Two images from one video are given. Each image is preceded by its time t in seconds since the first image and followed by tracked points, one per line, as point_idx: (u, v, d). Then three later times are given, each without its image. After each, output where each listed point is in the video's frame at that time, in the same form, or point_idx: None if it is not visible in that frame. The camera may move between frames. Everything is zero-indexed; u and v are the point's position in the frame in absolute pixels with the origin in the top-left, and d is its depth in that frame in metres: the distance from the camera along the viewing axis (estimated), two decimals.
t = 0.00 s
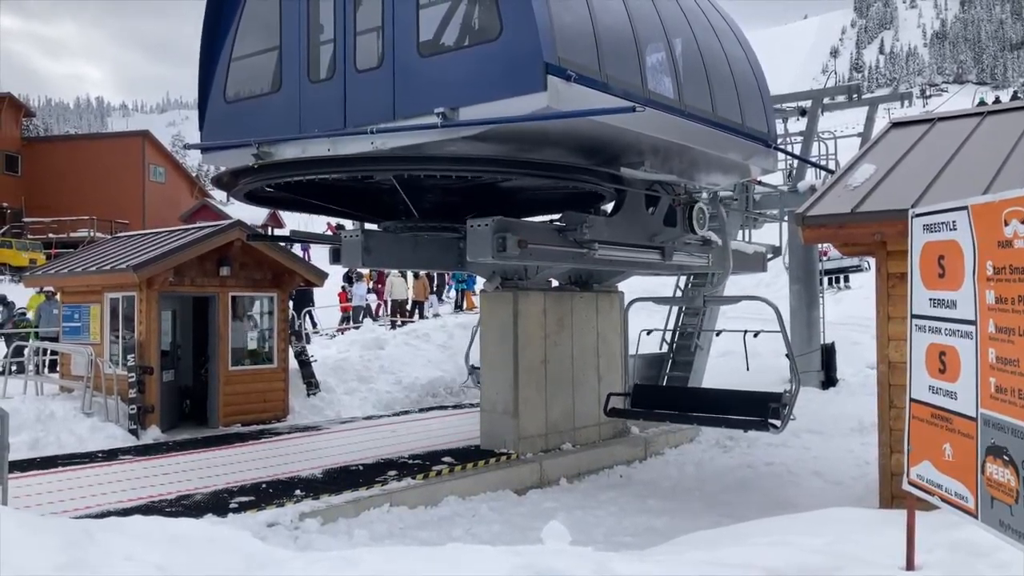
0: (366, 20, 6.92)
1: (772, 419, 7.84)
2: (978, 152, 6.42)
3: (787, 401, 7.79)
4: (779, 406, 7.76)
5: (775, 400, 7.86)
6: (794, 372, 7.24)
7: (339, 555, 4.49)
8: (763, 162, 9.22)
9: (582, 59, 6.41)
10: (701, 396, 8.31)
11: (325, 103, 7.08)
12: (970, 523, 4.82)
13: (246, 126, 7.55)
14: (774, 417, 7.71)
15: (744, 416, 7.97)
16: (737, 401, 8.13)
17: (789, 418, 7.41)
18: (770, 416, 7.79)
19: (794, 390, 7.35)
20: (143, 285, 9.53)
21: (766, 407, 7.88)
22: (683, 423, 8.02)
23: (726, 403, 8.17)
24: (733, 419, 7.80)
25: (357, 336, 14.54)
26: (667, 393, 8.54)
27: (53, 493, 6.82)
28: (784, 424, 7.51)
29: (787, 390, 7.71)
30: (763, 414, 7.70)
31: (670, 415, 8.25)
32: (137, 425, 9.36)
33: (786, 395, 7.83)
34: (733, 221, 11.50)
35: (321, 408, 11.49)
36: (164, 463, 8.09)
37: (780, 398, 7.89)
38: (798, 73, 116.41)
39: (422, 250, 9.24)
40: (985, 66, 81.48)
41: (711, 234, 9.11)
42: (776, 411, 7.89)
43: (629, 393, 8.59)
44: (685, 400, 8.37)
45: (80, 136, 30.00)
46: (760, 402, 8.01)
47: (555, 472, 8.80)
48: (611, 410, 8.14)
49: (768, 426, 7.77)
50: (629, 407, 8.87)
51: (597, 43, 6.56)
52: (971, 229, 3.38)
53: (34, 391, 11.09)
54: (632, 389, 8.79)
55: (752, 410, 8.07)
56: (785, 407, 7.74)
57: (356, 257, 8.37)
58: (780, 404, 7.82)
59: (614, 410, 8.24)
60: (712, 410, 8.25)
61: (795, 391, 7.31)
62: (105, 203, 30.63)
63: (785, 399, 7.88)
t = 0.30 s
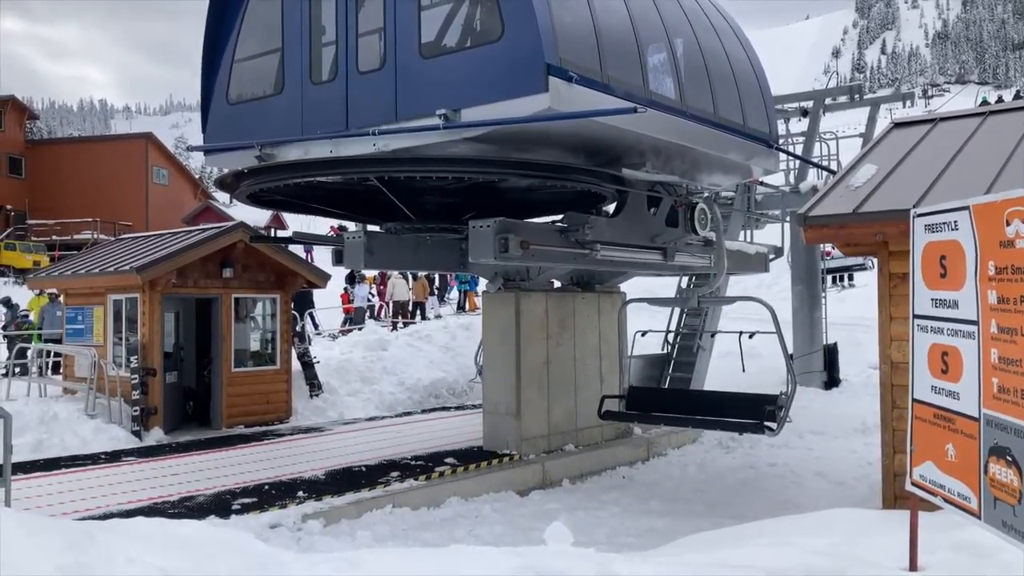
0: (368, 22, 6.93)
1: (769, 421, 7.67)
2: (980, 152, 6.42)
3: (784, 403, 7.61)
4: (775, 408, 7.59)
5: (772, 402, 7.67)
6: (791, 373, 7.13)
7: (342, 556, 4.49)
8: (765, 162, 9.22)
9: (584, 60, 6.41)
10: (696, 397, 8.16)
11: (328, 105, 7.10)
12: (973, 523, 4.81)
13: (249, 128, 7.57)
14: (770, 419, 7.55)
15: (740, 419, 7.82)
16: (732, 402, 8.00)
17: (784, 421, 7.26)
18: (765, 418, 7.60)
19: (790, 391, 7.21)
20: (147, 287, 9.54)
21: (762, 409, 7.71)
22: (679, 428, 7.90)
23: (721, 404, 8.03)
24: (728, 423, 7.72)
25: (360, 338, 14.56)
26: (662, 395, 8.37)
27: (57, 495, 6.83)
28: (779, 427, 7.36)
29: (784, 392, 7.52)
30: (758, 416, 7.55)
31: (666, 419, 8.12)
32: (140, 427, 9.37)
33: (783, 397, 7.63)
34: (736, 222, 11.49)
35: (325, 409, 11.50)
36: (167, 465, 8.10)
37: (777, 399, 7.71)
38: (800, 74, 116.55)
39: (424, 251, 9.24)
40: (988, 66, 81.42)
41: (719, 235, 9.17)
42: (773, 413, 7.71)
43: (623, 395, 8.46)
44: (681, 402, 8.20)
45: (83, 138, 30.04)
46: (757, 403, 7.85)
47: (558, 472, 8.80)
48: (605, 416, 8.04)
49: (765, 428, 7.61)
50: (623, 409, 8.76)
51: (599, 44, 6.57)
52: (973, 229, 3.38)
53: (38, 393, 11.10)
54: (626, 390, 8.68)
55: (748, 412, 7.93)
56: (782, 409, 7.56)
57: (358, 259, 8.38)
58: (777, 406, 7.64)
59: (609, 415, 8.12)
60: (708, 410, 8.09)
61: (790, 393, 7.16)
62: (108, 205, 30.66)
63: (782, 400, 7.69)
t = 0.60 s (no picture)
0: (369, 22, 6.92)
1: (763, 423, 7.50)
2: (982, 150, 6.40)
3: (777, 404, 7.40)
4: (769, 410, 7.39)
5: (765, 403, 7.46)
6: (785, 372, 6.97)
7: (343, 557, 4.48)
8: (767, 162, 9.21)
9: (585, 59, 6.40)
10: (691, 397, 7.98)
11: (328, 105, 7.09)
12: (975, 523, 4.80)
13: (250, 128, 7.56)
14: (764, 420, 7.36)
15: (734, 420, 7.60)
16: (725, 403, 7.78)
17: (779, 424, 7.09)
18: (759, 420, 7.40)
19: (784, 391, 7.08)
20: (148, 287, 9.54)
21: (755, 410, 7.49)
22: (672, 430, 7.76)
23: (714, 405, 7.83)
24: (722, 424, 7.56)
25: (361, 338, 14.56)
26: (657, 395, 8.18)
27: (58, 496, 6.84)
28: (773, 428, 7.18)
29: (777, 393, 7.31)
30: (752, 418, 7.38)
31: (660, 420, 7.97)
32: (142, 427, 9.37)
33: (776, 398, 7.42)
34: (737, 221, 11.46)
35: (326, 410, 11.51)
36: (169, 465, 8.10)
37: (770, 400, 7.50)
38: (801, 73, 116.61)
39: (426, 251, 9.23)
40: (989, 65, 81.34)
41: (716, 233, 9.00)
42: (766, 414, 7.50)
43: (619, 396, 8.30)
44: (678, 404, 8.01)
45: (85, 139, 30.06)
46: (750, 403, 7.63)
47: (560, 472, 8.80)
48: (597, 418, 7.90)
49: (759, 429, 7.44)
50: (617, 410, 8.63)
51: (600, 43, 6.56)
52: (976, 227, 3.36)
53: (40, 394, 11.10)
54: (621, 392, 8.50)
55: (741, 413, 7.70)
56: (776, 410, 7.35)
57: (360, 259, 8.38)
58: (770, 407, 7.43)
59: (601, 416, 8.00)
60: (703, 411, 7.90)
61: (784, 394, 7.01)
62: (110, 206, 30.67)
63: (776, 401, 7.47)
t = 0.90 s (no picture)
0: (369, 23, 6.93)
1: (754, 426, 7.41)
2: (982, 150, 6.40)
3: (769, 406, 7.39)
4: (761, 412, 7.38)
5: (756, 406, 7.46)
6: (777, 374, 6.90)
7: (344, 557, 4.48)
8: (768, 162, 9.22)
9: (585, 60, 6.40)
10: (685, 400, 7.94)
11: (328, 106, 7.10)
12: (975, 523, 4.80)
13: (250, 129, 7.57)
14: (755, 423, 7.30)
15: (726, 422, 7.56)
16: (716, 406, 7.74)
17: (771, 426, 7.06)
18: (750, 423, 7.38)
19: (777, 393, 7.01)
20: (148, 288, 9.55)
21: (746, 413, 7.47)
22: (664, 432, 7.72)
23: (706, 407, 7.79)
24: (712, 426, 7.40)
25: (362, 339, 14.55)
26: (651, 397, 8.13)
27: (59, 497, 6.84)
28: (765, 431, 7.10)
29: (769, 395, 7.31)
30: (743, 421, 7.25)
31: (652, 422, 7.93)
32: (142, 429, 9.37)
33: (767, 401, 7.44)
34: (737, 221, 11.44)
35: (327, 411, 11.51)
36: (169, 466, 8.11)
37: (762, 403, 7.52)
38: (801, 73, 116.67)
39: (427, 252, 9.24)
40: (989, 65, 81.34)
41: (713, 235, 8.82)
42: (757, 417, 7.50)
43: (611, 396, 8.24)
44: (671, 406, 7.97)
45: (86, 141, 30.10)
46: (741, 406, 7.60)
47: (561, 473, 8.80)
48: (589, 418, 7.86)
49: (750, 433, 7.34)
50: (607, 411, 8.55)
51: (600, 44, 6.56)
52: (975, 227, 3.37)
53: (40, 395, 11.11)
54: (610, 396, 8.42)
55: (733, 416, 7.65)
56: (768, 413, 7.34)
57: (360, 259, 8.38)
58: (762, 410, 7.43)
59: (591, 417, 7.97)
60: (696, 414, 7.86)
61: (777, 396, 6.93)
62: (111, 207, 30.70)
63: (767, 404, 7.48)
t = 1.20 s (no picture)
0: (370, 24, 6.93)
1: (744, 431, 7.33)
2: (983, 152, 6.39)
3: (760, 412, 7.33)
4: (751, 417, 7.32)
5: (747, 411, 7.41)
6: (769, 378, 6.82)
7: (345, 558, 4.48)
8: (769, 163, 9.21)
9: (586, 61, 6.40)
10: (675, 404, 7.87)
11: (329, 107, 7.09)
12: (976, 525, 4.80)
13: (250, 131, 7.57)
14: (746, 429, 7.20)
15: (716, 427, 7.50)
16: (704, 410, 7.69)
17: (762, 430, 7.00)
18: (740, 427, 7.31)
19: (768, 397, 6.90)
20: (149, 289, 9.54)
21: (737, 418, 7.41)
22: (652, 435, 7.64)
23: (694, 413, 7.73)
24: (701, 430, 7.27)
25: (362, 340, 14.54)
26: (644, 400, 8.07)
27: (59, 498, 6.83)
28: (756, 436, 6.99)
29: (760, 400, 7.27)
30: (733, 424, 7.17)
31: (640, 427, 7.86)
32: (143, 430, 9.37)
33: (758, 407, 7.39)
34: (738, 222, 11.43)
35: (327, 412, 11.50)
36: (170, 468, 8.11)
37: (753, 407, 7.49)
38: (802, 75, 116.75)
39: (427, 254, 9.25)
40: (990, 66, 81.36)
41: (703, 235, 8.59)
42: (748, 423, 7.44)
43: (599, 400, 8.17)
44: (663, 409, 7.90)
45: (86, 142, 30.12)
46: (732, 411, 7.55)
47: (561, 474, 8.79)
48: (577, 419, 7.82)
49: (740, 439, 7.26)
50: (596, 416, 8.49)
51: (600, 45, 6.56)
52: (976, 229, 3.36)
53: (41, 396, 11.12)
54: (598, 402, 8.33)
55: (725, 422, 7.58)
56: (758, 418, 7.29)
57: (360, 261, 8.38)
58: (752, 416, 7.37)
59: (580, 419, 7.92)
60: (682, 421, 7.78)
61: (767, 402, 6.86)
62: (111, 208, 30.72)
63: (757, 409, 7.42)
